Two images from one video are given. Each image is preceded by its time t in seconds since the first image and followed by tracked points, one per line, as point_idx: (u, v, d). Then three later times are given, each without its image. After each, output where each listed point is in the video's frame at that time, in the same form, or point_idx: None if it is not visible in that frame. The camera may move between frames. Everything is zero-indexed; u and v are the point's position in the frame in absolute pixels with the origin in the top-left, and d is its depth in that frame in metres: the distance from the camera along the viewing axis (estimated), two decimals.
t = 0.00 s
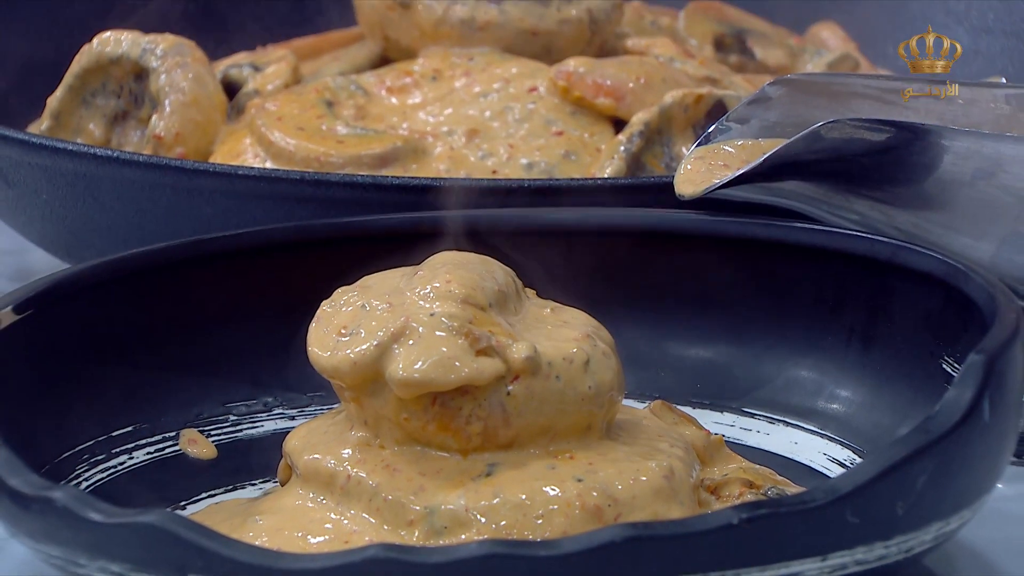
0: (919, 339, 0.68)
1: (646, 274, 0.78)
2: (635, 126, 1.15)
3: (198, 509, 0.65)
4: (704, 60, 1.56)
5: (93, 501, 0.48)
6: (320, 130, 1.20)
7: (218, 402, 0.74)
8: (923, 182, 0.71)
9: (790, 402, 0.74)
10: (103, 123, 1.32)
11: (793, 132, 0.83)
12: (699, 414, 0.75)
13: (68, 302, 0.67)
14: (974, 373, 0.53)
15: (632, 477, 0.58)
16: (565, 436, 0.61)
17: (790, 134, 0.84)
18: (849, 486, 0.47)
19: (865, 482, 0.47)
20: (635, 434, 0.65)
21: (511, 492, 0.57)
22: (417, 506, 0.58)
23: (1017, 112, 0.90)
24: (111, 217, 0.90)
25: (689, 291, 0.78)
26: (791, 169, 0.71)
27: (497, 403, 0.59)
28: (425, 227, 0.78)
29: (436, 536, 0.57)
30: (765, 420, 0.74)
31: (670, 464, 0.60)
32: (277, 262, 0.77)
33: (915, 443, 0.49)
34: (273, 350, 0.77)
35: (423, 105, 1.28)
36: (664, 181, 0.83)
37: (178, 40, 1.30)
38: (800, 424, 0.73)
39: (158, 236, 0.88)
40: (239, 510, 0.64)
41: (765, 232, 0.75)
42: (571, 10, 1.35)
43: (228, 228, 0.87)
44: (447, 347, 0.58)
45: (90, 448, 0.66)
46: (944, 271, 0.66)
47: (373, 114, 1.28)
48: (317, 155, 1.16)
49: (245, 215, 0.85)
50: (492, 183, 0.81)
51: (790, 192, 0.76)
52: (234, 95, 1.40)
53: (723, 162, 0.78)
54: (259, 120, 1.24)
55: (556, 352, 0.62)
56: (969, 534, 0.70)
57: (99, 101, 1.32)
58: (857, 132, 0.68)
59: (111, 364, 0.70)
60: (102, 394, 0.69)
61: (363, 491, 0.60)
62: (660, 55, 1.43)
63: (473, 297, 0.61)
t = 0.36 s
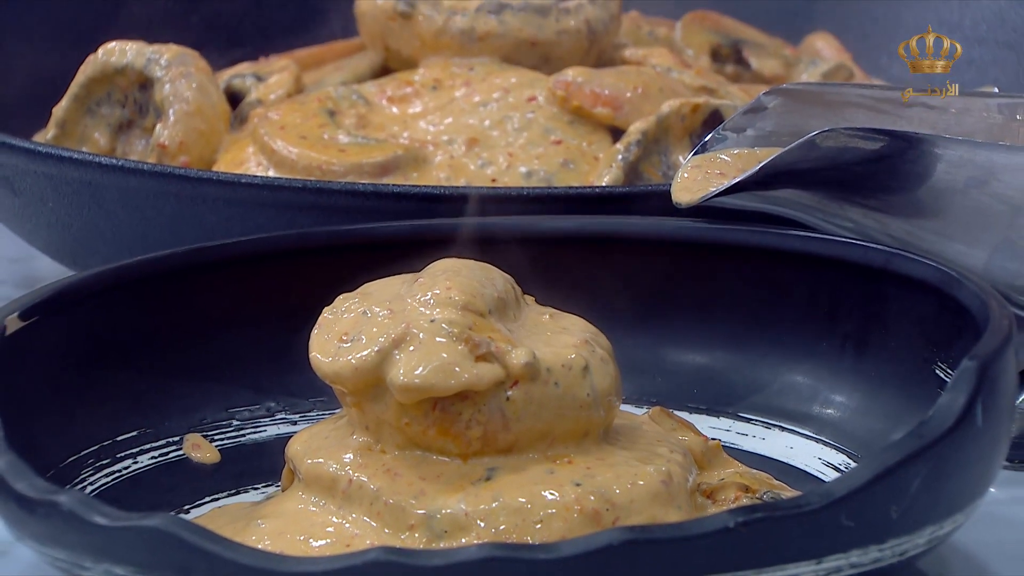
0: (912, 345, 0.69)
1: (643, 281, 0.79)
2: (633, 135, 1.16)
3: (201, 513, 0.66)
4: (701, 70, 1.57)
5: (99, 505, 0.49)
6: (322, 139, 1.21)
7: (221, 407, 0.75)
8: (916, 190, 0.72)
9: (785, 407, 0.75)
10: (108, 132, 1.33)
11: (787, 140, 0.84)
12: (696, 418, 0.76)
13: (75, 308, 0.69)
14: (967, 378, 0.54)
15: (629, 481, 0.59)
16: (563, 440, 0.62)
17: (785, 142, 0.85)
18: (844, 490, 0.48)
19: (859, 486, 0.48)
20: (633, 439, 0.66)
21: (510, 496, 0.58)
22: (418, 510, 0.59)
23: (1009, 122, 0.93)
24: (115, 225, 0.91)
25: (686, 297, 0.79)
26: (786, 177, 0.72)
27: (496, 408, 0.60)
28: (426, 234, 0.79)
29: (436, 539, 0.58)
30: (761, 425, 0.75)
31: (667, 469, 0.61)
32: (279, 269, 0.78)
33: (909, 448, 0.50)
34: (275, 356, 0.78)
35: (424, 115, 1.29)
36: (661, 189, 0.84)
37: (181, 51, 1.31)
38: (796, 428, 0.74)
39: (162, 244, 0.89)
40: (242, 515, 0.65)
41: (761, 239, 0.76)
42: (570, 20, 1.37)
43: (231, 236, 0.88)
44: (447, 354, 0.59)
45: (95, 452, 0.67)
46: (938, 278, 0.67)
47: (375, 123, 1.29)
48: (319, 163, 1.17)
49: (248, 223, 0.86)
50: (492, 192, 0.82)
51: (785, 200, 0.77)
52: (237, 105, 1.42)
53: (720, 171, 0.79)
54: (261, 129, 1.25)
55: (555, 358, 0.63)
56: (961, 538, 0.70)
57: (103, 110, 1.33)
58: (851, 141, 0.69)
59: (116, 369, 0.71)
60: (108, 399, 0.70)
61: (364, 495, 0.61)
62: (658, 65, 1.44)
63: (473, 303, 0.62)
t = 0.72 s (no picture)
0: (906, 346, 0.70)
1: (641, 283, 0.80)
2: (631, 139, 1.17)
3: (204, 512, 0.67)
4: (698, 74, 1.59)
5: (103, 504, 0.50)
6: (324, 142, 1.22)
7: (224, 408, 0.76)
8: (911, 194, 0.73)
9: (781, 407, 0.76)
10: (112, 136, 1.35)
11: (783, 144, 0.85)
12: (692, 418, 0.77)
13: (80, 309, 0.70)
14: (961, 379, 0.55)
15: (627, 481, 0.60)
16: (562, 440, 0.63)
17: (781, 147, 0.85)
18: (839, 490, 0.49)
19: (853, 485, 0.49)
20: (631, 439, 0.67)
21: (509, 496, 0.59)
22: (418, 510, 0.60)
23: (1002, 126, 0.94)
24: (119, 228, 0.92)
25: (683, 299, 0.80)
26: (783, 180, 0.73)
27: (496, 408, 0.61)
28: (426, 237, 0.80)
29: (437, 539, 0.59)
30: (757, 425, 0.76)
31: (665, 470, 0.62)
32: (280, 272, 0.79)
33: (904, 447, 0.51)
34: (277, 357, 0.79)
35: (424, 119, 1.30)
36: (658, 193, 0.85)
37: (185, 56, 1.32)
38: (791, 428, 0.75)
39: (165, 246, 0.90)
40: (244, 513, 0.66)
41: (757, 242, 0.77)
42: (569, 26, 1.38)
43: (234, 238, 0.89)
44: (447, 355, 0.60)
45: (99, 452, 0.68)
46: (932, 280, 0.67)
47: (376, 127, 1.30)
48: (320, 167, 1.18)
49: (250, 225, 0.87)
50: (492, 195, 0.83)
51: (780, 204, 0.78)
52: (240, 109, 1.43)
53: (716, 174, 0.80)
54: (264, 133, 1.26)
55: (554, 360, 0.63)
56: (955, 536, 0.71)
57: (108, 115, 1.35)
58: (846, 145, 0.70)
59: (118, 370, 0.72)
60: (112, 400, 0.71)
61: (365, 495, 0.62)
62: (655, 70, 1.46)
63: (472, 305, 0.63)
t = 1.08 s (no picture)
0: (899, 347, 0.72)
1: (639, 285, 0.81)
2: (628, 143, 1.19)
3: (209, 509, 0.69)
4: (694, 80, 1.60)
5: (111, 502, 0.51)
6: (327, 147, 1.23)
7: (228, 407, 0.77)
8: (903, 197, 0.75)
9: (776, 407, 0.77)
10: (120, 140, 1.35)
11: (778, 148, 0.86)
12: (689, 418, 0.78)
13: (86, 311, 0.71)
14: (953, 380, 0.57)
15: (625, 479, 0.61)
16: (561, 439, 0.64)
17: (775, 150, 0.87)
18: (833, 488, 0.50)
19: (848, 483, 0.50)
20: (628, 438, 0.68)
21: (509, 494, 0.61)
22: (420, 508, 0.61)
23: (993, 130, 0.97)
24: (126, 230, 0.93)
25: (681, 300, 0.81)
26: (777, 184, 0.74)
27: (496, 408, 0.63)
28: (427, 239, 0.82)
29: (438, 536, 0.60)
30: (752, 424, 0.77)
31: (663, 469, 0.63)
32: (284, 274, 0.80)
33: (896, 446, 0.52)
34: (282, 357, 0.80)
35: (425, 124, 1.31)
36: (656, 196, 0.86)
37: (191, 62, 1.34)
38: (786, 427, 0.76)
39: (172, 248, 0.92)
40: (249, 511, 0.67)
41: (753, 245, 0.78)
42: (567, 32, 1.40)
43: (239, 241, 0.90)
44: (448, 355, 0.61)
45: (106, 450, 0.69)
46: (924, 282, 0.69)
47: (378, 131, 1.31)
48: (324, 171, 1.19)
49: (254, 228, 0.88)
50: (492, 199, 0.85)
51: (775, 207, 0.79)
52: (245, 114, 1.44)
53: (712, 178, 0.81)
54: (268, 137, 1.28)
55: (554, 361, 0.65)
56: (947, 533, 0.72)
57: (115, 119, 1.36)
58: (839, 149, 0.71)
59: (124, 371, 0.73)
60: (119, 400, 0.72)
61: (368, 493, 0.63)
62: (652, 75, 1.47)
63: (473, 306, 0.65)
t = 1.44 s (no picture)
0: (894, 350, 0.73)
1: (638, 289, 0.83)
2: (627, 151, 1.20)
3: (215, 510, 0.70)
4: (692, 88, 1.61)
5: (118, 503, 0.52)
6: (331, 154, 1.25)
7: (234, 409, 0.79)
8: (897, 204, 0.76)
9: (773, 410, 0.78)
10: (127, 148, 1.37)
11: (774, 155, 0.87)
12: (686, 420, 0.80)
13: (95, 316, 0.72)
14: (946, 383, 0.58)
15: (624, 481, 0.63)
16: (561, 441, 0.66)
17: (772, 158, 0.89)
18: (829, 489, 0.51)
19: (843, 484, 0.52)
20: (627, 440, 0.69)
21: (511, 495, 0.62)
22: (422, 509, 0.62)
23: (986, 137, 0.98)
24: (134, 236, 0.95)
25: (679, 304, 0.82)
26: (773, 190, 0.75)
27: (497, 410, 0.64)
28: (430, 245, 0.83)
29: (440, 537, 0.61)
30: (749, 426, 0.78)
31: (662, 471, 0.64)
32: (288, 279, 0.81)
33: (890, 449, 0.54)
34: (287, 361, 0.82)
35: (427, 131, 1.33)
36: (654, 202, 0.87)
37: (197, 71, 1.35)
38: (782, 430, 0.77)
39: (179, 253, 0.93)
40: (254, 511, 0.68)
41: (750, 250, 0.80)
42: (567, 41, 1.41)
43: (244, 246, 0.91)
44: (450, 358, 0.63)
45: (114, 452, 0.71)
46: (919, 286, 0.71)
47: (381, 139, 1.33)
48: (328, 177, 1.21)
49: (260, 234, 0.89)
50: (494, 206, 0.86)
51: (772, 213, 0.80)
52: (250, 121, 1.45)
53: (710, 185, 0.82)
54: (273, 144, 1.29)
55: (554, 364, 0.66)
56: (942, 533, 0.73)
57: (122, 127, 1.37)
58: (835, 156, 0.73)
59: (131, 375, 0.74)
60: (127, 402, 0.74)
61: (371, 494, 0.65)
62: (650, 84, 1.48)
63: (474, 311, 0.66)
